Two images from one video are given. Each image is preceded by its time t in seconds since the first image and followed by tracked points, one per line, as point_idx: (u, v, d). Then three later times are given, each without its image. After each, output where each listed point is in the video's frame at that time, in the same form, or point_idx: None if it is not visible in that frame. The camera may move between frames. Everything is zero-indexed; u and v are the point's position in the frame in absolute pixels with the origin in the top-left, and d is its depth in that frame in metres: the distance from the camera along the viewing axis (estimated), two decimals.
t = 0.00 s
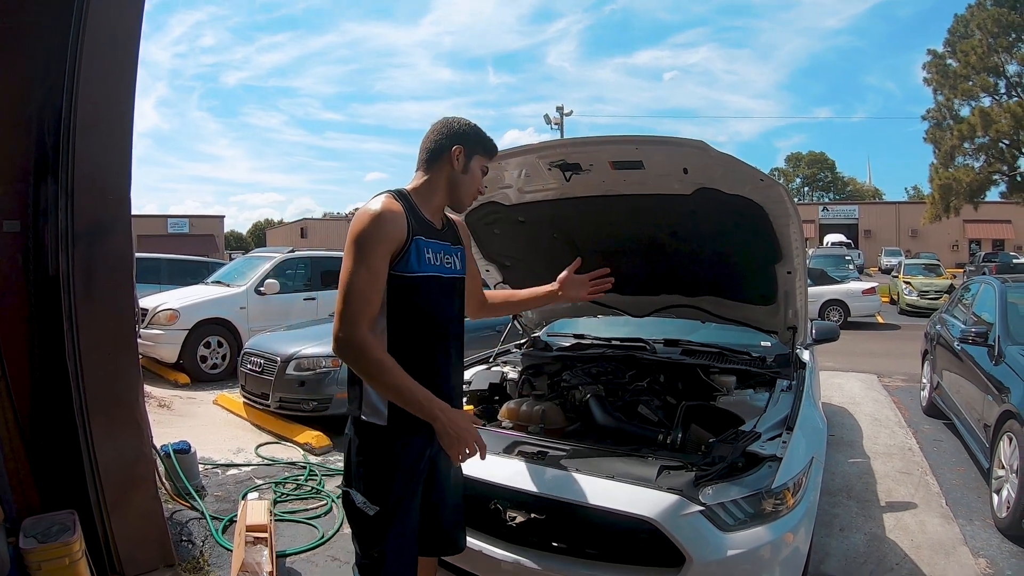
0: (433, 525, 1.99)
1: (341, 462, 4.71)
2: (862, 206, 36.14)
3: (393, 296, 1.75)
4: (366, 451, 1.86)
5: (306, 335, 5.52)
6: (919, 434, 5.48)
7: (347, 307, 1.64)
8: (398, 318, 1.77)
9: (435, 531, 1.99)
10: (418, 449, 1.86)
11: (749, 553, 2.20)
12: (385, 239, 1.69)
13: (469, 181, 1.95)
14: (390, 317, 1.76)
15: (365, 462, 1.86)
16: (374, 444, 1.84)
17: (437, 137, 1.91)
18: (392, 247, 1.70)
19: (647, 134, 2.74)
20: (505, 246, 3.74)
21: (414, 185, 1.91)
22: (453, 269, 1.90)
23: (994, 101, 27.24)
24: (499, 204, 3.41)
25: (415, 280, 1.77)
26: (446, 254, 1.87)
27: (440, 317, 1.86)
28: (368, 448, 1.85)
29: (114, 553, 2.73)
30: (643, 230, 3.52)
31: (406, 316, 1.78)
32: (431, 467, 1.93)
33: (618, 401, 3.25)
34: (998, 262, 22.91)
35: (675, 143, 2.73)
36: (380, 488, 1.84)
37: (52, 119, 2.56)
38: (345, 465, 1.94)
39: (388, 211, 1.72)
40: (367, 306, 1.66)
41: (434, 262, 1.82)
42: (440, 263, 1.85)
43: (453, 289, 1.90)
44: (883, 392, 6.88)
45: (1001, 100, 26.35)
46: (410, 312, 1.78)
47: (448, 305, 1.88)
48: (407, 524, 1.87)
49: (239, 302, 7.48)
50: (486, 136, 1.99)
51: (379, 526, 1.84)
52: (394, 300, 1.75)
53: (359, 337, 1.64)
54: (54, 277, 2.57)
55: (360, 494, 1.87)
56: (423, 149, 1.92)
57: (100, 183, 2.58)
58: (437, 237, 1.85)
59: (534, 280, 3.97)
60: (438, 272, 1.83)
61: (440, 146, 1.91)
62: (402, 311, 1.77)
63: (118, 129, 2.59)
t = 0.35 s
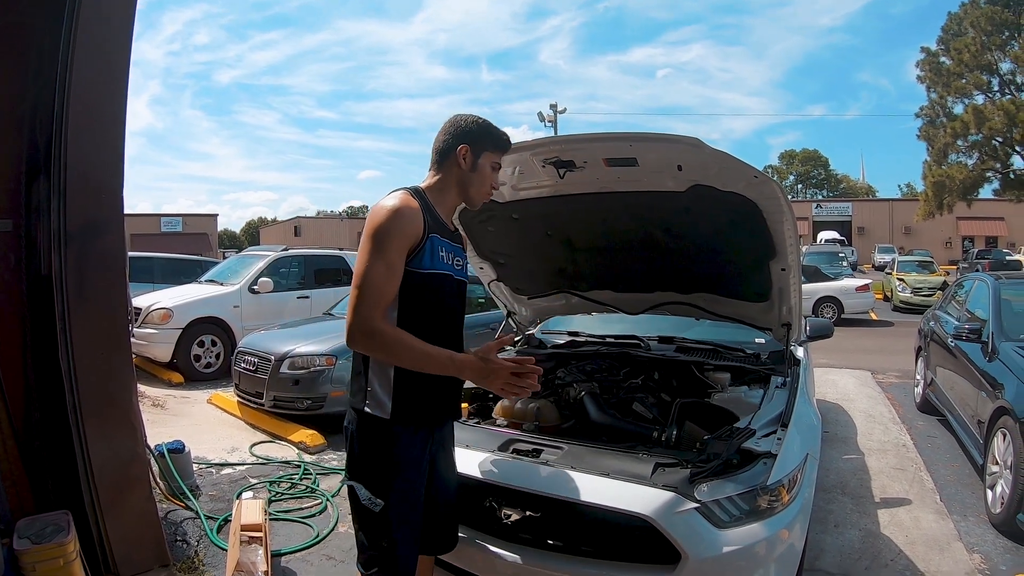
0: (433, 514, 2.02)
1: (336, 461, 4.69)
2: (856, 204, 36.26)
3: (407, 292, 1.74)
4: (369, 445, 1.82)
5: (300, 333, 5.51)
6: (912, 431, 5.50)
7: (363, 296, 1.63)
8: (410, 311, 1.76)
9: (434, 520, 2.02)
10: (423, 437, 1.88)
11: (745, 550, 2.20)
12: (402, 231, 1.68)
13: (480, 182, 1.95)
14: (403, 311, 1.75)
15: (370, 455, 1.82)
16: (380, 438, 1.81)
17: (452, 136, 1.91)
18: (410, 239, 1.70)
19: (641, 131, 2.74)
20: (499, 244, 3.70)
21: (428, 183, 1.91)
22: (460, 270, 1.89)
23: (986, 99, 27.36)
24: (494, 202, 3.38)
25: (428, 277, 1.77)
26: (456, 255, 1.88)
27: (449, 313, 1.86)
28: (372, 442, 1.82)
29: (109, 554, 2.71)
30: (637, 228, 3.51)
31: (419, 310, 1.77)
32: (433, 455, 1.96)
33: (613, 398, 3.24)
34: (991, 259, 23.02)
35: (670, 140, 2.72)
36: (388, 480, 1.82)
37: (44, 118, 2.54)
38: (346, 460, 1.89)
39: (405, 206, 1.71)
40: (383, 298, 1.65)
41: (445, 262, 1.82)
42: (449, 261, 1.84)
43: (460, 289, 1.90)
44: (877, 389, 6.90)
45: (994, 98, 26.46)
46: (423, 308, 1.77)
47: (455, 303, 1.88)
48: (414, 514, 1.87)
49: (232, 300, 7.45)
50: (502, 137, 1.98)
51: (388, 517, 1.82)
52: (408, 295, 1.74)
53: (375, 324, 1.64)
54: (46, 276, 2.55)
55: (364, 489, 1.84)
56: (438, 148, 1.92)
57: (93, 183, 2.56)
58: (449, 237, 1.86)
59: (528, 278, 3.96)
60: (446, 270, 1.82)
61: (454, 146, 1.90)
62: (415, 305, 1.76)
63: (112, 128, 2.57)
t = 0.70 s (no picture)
0: (436, 518, 1.98)
1: (334, 461, 4.68)
2: (853, 203, 36.32)
3: (405, 291, 1.74)
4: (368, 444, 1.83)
5: (298, 333, 5.49)
6: (910, 429, 5.51)
7: (356, 292, 1.63)
8: (406, 310, 1.75)
9: (437, 525, 1.98)
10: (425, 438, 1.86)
11: (745, 549, 2.19)
12: (396, 230, 1.68)
13: (473, 170, 1.88)
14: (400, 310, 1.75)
15: (368, 453, 1.83)
16: (377, 436, 1.81)
17: (433, 131, 1.88)
18: (404, 238, 1.70)
19: (639, 130, 2.74)
20: (498, 243, 3.69)
21: (427, 187, 1.92)
22: (462, 270, 1.86)
23: (983, 98, 27.41)
24: (492, 201, 3.37)
25: (423, 275, 1.75)
26: (457, 254, 1.84)
27: (449, 314, 1.85)
28: (371, 440, 1.82)
29: (107, 555, 2.70)
30: (636, 226, 3.51)
31: (416, 309, 1.76)
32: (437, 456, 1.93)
33: (612, 397, 3.24)
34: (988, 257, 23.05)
35: (669, 139, 2.72)
36: (386, 478, 1.80)
37: (42, 117, 2.52)
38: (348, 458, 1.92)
39: (399, 206, 1.72)
40: (378, 297, 1.65)
41: (444, 259, 1.79)
42: (450, 261, 1.82)
43: (461, 289, 1.87)
44: (874, 387, 6.91)
45: (991, 97, 26.51)
46: (422, 307, 1.77)
47: (457, 303, 1.87)
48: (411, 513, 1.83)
49: (230, 300, 7.44)
50: (484, 116, 1.90)
51: (385, 515, 1.81)
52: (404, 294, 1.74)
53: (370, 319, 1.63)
54: (43, 276, 2.53)
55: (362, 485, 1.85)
56: (426, 151, 1.91)
57: (91, 183, 2.54)
58: (450, 236, 1.83)
59: (527, 277, 3.96)
60: (445, 269, 1.80)
61: (436, 141, 1.88)
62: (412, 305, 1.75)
63: (109, 129, 2.56)
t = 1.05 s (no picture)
0: (447, 530, 1.90)
1: (335, 461, 4.68)
2: (853, 203, 36.33)
3: (389, 293, 1.70)
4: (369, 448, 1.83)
5: (298, 333, 5.49)
6: (911, 429, 5.51)
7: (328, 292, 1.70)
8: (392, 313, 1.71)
9: (448, 537, 1.90)
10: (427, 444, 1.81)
11: (746, 549, 2.19)
12: (370, 233, 1.69)
13: (456, 157, 1.83)
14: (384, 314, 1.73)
15: (370, 457, 1.83)
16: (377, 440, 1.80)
17: (411, 125, 1.86)
18: (378, 242, 1.70)
19: (639, 130, 2.74)
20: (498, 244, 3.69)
21: (418, 187, 1.88)
22: (462, 266, 1.78)
23: (983, 97, 27.41)
24: (493, 201, 3.37)
25: (405, 278, 1.70)
26: (449, 250, 1.76)
27: (452, 315, 1.76)
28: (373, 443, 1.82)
29: (107, 555, 2.70)
30: (637, 226, 3.51)
31: (404, 311, 1.71)
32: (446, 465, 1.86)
33: (613, 397, 3.23)
34: (987, 257, 23.04)
35: (669, 139, 2.72)
36: (386, 484, 1.78)
37: (42, 116, 2.52)
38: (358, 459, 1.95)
39: (377, 211, 1.72)
40: (349, 293, 1.70)
41: (430, 258, 1.73)
42: (441, 259, 1.75)
43: (460, 287, 1.77)
44: (874, 387, 6.91)
45: (990, 96, 26.50)
46: (413, 309, 1.71)
47: (462, 302, 1.79)
48: (413, 520, 1.79)
49: (230, 300, 7.43)
50: (461, 100, 1.85)
51: (383, 521, 1.79)
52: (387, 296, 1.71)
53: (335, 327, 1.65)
54: (43, 277, 2.53)
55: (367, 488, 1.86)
56: (409, 148, 1.89)
57: (91, 183, 2.54)
58: (436, 234, 1.76)
59: (527, 277, 3.96)
60: (435, 268, 1.73)
61: (416, 135, 1.86)
62: (397, 308, 1.71)
63: (110, 129, 2.56)
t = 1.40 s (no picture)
0: (452, 541, 1.82)
1: (334, 461, 4.68)
2: (853, 204, 36.34)
3: (373, 305, 1.63)
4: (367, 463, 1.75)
5: (297, 333, 5.49)
6: (911, 430, 5.51)
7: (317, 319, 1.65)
8: (378, 323, 1.64)
9: (453, 548, 1.82)
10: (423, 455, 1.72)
11: (746, 549, 2.19)
12: (347, 247, 1.60)
13: (427, 145, 1.69)
14: (369, 328, 1.66)
15: (367, 474, 1.75)
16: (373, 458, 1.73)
17: (376, 113, 1.74)
18: (354, 256, 1.60)
19: (639, 131, 2.74)
20: (498, 245, 3.69)
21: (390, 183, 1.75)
22: (447, 266, 1.68)
23: (984, 99, 27.39)
24: (493, 202, 3.37)
25: (387, 291, 1.62)
26: (430, 252, 1.66)
27: (441, 317, 1.69)
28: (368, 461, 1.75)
29: (108, 554, 2.70)
30: (638, 227, 3.51)
31: (391, 321, 1.64)
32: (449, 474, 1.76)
33: (613, 398, 3.24)
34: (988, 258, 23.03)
35: (670, 139, 2.72)
36: (385, 502, 1.72)
37: (42, 116, 2.52)
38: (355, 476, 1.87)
39: (348, 220, 1.62)
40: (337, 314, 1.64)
41: (410, 265, 1.63)
42: (424, 264, 1.65)
43: (448, 290, 1.69)
44: (875, 388, 6.91)
45: (991, 98, 26.49)
46: (399, 317, 1.64)
47: (451, 303, 1.70)
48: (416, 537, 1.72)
49: (230, 300, 7.43)
50: (427, 81, 1.73)
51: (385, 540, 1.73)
52: (369, 308, 1.64)
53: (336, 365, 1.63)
54: (44, 277, 2.53)
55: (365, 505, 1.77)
56: (375, 139, 1.76)
57: (92, 182, 2.54)
58: (415, 236, 1.65)
59: (526, 278, 3.96)
60: (416, 274, 1.64)
61: (381, 124, 1.74)
62: (384, 319, 1.64)
63: (111, 129, 2.56)
